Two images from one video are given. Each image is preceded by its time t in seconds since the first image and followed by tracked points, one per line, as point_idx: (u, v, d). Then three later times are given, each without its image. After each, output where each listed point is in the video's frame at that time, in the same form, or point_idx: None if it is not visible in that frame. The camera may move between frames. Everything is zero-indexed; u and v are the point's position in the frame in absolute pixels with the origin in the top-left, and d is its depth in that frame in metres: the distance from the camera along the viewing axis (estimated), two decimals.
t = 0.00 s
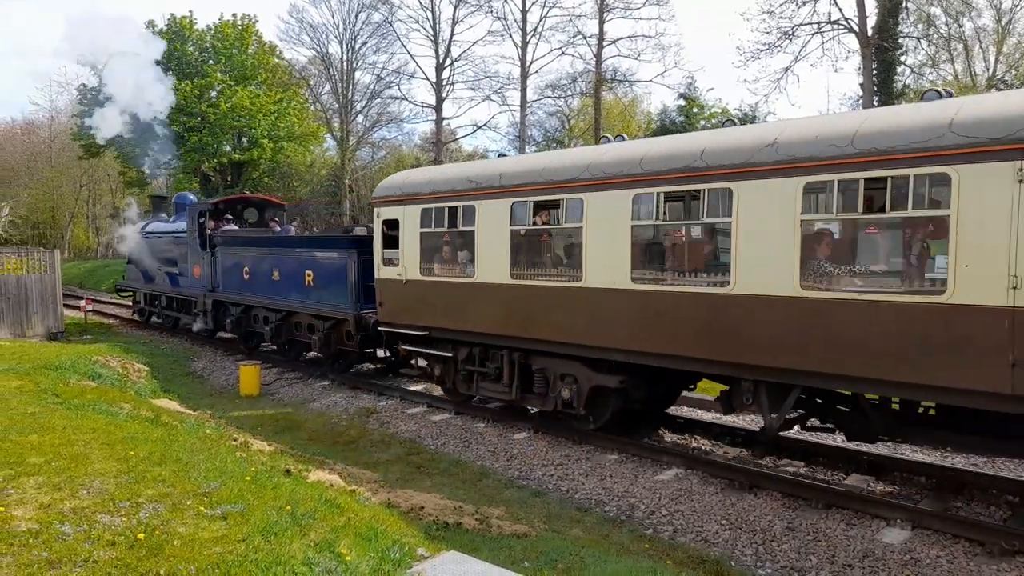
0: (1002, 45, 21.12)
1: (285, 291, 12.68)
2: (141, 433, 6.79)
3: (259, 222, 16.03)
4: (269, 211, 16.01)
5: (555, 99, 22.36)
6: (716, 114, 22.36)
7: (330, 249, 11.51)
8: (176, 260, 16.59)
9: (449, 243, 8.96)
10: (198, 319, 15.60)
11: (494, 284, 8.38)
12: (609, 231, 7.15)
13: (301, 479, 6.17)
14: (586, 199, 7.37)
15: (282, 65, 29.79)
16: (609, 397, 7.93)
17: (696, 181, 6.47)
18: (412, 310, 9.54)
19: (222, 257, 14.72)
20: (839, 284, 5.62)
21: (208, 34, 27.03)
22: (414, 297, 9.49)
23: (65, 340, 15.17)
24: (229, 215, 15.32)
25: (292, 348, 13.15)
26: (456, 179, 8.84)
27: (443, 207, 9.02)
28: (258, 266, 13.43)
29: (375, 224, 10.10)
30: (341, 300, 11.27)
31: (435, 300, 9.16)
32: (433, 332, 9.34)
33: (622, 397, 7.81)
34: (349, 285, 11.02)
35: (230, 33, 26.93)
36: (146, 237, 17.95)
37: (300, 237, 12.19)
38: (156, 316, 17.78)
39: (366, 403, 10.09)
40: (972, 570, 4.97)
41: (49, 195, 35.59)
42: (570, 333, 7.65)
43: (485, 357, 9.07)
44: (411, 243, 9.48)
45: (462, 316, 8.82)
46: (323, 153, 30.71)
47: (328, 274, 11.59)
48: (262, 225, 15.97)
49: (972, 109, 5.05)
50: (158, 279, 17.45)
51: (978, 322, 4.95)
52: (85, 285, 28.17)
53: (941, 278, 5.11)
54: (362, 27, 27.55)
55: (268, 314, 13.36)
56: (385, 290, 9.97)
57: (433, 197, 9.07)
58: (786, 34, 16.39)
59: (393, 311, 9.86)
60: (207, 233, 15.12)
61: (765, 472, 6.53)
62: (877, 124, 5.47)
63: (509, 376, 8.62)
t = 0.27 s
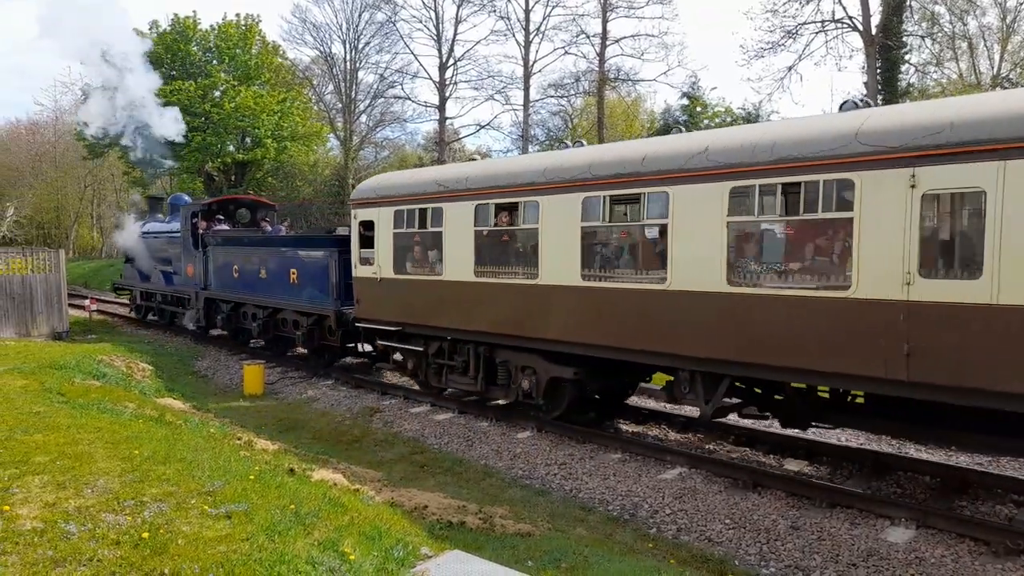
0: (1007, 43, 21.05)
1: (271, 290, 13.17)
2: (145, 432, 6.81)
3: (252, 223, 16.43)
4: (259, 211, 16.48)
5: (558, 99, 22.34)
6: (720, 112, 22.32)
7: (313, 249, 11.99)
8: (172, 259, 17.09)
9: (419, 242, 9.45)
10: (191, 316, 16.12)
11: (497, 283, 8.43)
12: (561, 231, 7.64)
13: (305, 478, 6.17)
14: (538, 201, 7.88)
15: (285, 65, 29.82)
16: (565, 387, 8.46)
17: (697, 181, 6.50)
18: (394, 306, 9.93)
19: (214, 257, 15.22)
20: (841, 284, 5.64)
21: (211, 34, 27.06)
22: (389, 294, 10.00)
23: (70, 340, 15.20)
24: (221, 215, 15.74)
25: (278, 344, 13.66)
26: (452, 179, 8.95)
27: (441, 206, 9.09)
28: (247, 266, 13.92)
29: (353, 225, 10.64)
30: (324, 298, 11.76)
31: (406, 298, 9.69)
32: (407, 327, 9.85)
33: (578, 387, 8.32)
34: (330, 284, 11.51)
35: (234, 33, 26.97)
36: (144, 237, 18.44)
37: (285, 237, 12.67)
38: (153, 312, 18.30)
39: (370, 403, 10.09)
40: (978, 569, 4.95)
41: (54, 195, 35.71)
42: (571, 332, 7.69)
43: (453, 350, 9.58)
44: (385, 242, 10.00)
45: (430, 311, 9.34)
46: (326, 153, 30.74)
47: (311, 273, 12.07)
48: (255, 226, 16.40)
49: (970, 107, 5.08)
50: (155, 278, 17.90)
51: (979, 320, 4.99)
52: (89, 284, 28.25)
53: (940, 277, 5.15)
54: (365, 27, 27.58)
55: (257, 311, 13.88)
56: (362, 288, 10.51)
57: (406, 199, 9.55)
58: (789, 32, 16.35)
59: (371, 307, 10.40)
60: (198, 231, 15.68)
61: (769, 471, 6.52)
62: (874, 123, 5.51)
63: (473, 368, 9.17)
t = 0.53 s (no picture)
0: (1013, 43, 20.97)
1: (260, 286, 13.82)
2: (149, 431, 6.82)
3: (243, 222, 17.32)
4: (251, 212, 17.32)
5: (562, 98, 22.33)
6: (724, 112, 22.27)
7: (299, 248, 12.66)
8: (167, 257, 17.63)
9: (392, 242, 9.99)
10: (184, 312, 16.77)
11: (501, 283, 8.45)
12: (518, 232, 8.16)
13: (308, 477, 6.18)
14: (496, 204, 8.44)
15: (289, 64, 29.87)
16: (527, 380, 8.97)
17: (702, 180, 6.53)
18: (387, 305, 10.14)
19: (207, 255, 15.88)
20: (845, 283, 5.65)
21: (216, 33, 27.10)
22: (365, 292, 10.53)
23: (74, 339, 15.23)
24: (213, 214, 16.56)
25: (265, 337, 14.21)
26: (455, 180, 9.02)
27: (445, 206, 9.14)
28: (238, 264, 14.57)
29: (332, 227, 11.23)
30: (308, 294, 12.41)
31: (382, 295, 10.19)
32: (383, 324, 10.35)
33: (538, 380, 8.81)
34: (314, 280, 12.17)
35: (239, 32, 27.02)
36: (139, 236, 18.99)
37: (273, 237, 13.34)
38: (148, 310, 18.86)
39: (373, 402, 10.09)
40: (982, 571, 4.93)
41: (59, 194, 35.80)
42: (575, 331, 7.72)
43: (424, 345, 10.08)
44: (363, 242, 10.51)
45: (402, 308, 9.88)
46: (330, 153, 30.77)
47: (296, 270, 12.73)
48: (246, 225, 17.23)
49: (974, 107, 5.09)
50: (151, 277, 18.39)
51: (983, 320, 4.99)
52: (94, 283, 28.29)
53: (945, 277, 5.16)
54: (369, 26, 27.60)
55: (246, 307, 14.50)
56: (341, 286, 11.07)
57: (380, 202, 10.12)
58: (794, 32, 16.32)
59: (348, 305, 10.93)
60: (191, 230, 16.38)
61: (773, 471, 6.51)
62: (877, 123, 5.53)
63: (441, 364, 9.70)
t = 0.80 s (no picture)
0: (1013, 39, 20.94)
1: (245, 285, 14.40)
2: (150, 431, 6.83)
3: (234, 222, 17.64)
4: (240, 212, 17.62)
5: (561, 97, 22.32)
6: (724, 110, 22.26)
7: (281, 247, 13.25)
8: (160, 257, 17.96)
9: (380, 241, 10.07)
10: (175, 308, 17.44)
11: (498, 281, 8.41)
12: (476, 232, 8.58)
13: (309, 477, 6.18)
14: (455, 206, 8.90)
15: (288, 64, 29.89)
16: (489, 371, 9.47)
17: (700, 178, 6.50)
18: (379, 302, 10.18)
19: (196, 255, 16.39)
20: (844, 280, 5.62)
21: (215, 33, 27.08)
22: (340, 289, 10.96)
23: (75, 339, 15.23)
24: (203, 216, 16.82)
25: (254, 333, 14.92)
26: (451, 179, 8.98)
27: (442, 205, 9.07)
28: (223, 263, 15.12)
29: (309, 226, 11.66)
30: (290, 292, 12.99)
31: (357, 292, 10.56)
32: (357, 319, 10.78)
33: (498, 372, 9.31)
34: (296, 279, 12.75)
35: (238, 32, 27.02)
36: (130, 234, 19.34)
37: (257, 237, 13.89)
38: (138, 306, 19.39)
39: (374, 402, 10.09)
40: (984, 568, 4.93)
41: (59, 195, 35.82)
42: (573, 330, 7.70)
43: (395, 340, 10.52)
44: (338, 241, 10.88)
45: (371, 305, 10.35)
46: (330, 152, 30.76)
47: (279, 270, 13.30)
48: (236, 226, 17.56)
49: (974, 104, 5.06)
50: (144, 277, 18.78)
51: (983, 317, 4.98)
52: (94, 284, 28.29)
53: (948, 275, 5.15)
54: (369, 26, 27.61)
55: (234, 304, 15.02)
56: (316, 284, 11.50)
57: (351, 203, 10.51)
58: (794, 29, 16.31)
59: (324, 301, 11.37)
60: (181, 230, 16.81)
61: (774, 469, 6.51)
62: (874, 120, 5.51)
63: (409, 358, 10.21)
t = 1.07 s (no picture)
0: (1018, 38, 20.88)
1: (235, 284, 14.68)
2: (155, 431, 6.84)
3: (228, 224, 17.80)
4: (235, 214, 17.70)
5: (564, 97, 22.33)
6: (727, 109, 22.25)
7: (267, 246, 13.54)
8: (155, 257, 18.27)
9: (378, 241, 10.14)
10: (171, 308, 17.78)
11: (501, 281, 8.41)
12: (444, 231, 9.06)
13: (314, 477, 6.19)
14: (425, 207, 9.38)
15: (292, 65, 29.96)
16: (460, 366, 9.93)
17: (701, 178, 6.49)
18: (368, 302, 10.45)
19: (190, 255, 16.68)
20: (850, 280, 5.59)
21: (219, 35, 27.12)
22: (322, 290, 11.46)
23: (79, 340, 15.26)
24: (197, 217, 16.99)
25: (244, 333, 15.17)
26: (454, 180, 8.99)
27: (446, 205, 9.06)
28: (216, 262, 15.43)
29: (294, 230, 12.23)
30: (277, 290, 13.28)
31: (339, 291, 11.03)
32: (339, 317, 11.24)
33: (469, 365, 9.77)
34: (282, 278, 13.03)
35: (241, 33, 27.08)
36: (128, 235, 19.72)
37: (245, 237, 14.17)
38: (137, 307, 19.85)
39: (378, 402, 10.10)
40: (990, 568, 4.91)
41: (64, 197, 35.94)
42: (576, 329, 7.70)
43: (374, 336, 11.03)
44: (320, 242, 11.40)
45: (352, 303, 10.81)
46: (333, 153, 30.78)
47: (267, 268, 13.59)
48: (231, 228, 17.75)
49: (977, 102, 5.03)
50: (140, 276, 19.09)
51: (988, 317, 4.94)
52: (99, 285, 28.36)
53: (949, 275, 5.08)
54: (372, 27, 27.66)
55: (224, 303, 15.37)
56: (305, 283, 11.91)
57: (332, 206, 11.01)
58: (797, 28, 16.29)
59: (308, 300, 11.85)
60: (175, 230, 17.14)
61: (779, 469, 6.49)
62: (874, 120, 5.49)
63: (387, 353, 10.67)
